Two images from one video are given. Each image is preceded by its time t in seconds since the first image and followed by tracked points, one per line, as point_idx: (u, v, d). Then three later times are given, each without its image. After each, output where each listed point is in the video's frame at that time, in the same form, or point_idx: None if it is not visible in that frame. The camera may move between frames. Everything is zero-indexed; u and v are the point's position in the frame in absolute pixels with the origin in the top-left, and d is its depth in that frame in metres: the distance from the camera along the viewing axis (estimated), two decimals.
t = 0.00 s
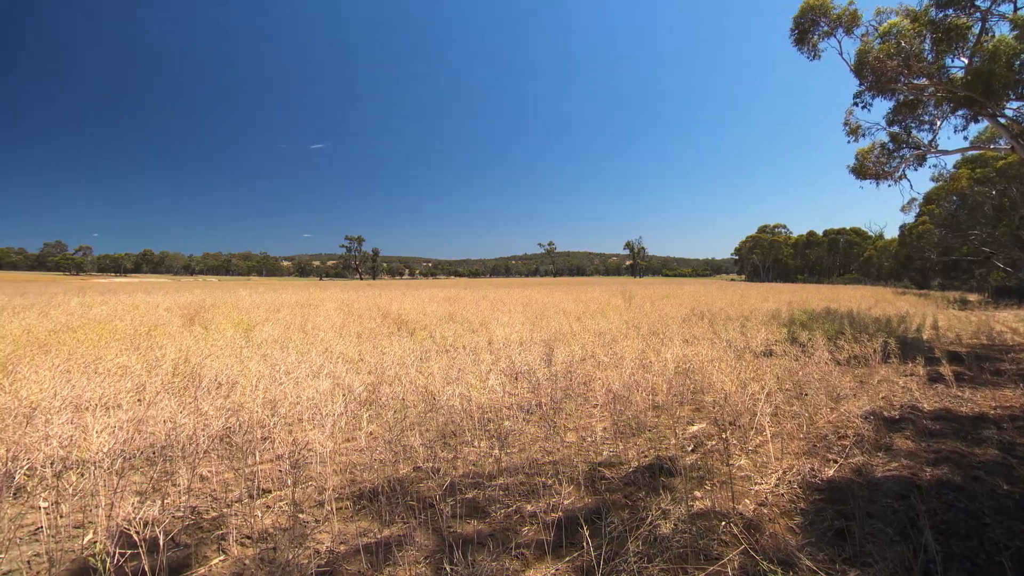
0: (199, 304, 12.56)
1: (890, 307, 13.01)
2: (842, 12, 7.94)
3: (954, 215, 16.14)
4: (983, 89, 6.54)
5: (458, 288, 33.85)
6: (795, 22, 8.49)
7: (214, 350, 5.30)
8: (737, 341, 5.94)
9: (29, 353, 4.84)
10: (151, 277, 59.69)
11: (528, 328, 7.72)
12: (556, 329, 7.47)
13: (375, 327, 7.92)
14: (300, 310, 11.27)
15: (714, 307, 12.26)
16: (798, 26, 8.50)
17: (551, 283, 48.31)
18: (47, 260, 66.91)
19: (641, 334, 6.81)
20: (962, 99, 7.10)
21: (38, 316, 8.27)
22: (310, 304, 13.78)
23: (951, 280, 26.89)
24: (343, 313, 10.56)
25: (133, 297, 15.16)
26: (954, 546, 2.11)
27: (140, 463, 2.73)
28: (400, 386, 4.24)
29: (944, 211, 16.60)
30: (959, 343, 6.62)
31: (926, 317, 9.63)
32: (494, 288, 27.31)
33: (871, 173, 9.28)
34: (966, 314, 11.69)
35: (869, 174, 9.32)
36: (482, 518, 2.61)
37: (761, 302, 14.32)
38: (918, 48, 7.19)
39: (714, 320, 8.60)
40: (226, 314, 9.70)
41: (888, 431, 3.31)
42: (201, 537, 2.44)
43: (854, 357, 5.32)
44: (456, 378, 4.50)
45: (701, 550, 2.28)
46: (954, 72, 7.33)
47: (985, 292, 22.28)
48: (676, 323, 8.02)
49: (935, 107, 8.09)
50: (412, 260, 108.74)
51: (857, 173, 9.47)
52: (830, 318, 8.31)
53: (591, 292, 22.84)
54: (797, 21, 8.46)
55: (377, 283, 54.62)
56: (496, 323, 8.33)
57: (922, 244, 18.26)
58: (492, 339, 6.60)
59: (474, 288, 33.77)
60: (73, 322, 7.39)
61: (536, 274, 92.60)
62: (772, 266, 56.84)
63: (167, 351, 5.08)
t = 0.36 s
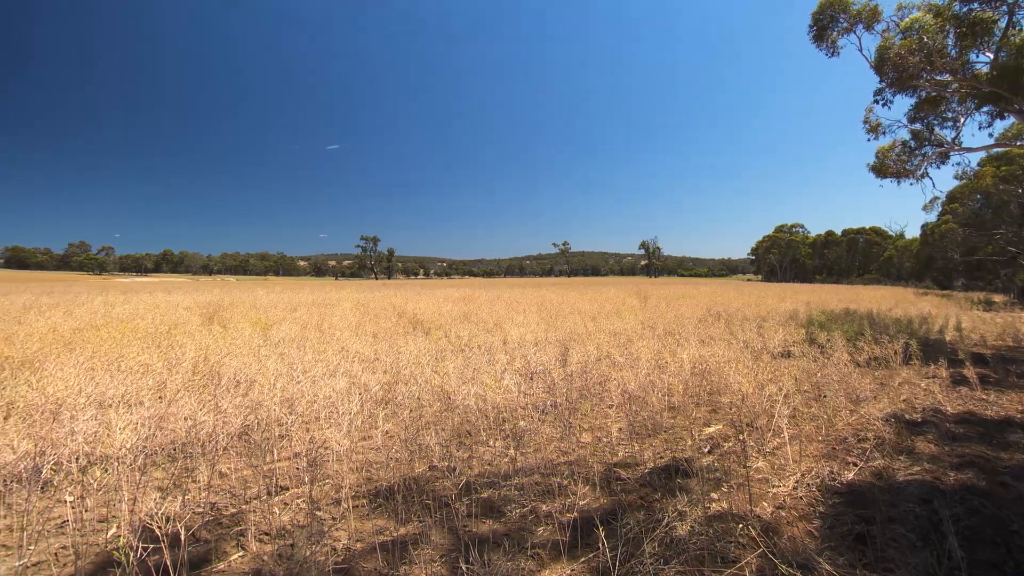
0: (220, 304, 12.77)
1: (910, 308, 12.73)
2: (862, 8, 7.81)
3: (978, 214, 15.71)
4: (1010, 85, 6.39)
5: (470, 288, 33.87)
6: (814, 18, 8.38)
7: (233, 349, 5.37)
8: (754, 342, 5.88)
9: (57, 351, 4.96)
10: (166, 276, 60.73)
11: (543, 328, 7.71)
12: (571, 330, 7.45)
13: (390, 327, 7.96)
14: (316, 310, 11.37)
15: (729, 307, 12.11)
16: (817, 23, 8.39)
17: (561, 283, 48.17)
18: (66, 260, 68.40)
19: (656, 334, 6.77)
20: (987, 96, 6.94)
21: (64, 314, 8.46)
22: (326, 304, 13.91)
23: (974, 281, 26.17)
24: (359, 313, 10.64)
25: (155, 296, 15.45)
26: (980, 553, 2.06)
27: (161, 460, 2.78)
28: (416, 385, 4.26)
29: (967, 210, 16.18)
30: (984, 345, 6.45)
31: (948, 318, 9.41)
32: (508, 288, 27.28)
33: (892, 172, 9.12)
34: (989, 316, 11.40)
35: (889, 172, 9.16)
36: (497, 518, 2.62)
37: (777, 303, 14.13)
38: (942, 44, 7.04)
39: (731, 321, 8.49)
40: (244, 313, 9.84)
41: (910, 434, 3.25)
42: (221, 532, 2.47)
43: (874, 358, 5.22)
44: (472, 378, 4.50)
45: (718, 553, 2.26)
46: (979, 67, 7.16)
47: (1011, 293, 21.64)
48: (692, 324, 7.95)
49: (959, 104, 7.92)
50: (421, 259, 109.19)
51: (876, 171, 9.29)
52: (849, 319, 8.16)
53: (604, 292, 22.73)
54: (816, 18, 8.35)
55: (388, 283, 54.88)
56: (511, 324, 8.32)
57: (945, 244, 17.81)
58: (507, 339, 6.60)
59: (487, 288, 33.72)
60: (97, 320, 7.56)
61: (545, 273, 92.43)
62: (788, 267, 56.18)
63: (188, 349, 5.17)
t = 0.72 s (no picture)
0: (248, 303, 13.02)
1: (935, 309, 12.40)
2: (887, 2, 7.65)
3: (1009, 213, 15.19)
4: None
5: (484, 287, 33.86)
6: (836, 14, 8.24)
7: (254, 347, 5.46)
8: (775, 343, 5.79)
9: (86, 348, 5.11)
10: (183, 275, 61.92)
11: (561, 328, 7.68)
12: (589, 330, 7.42)
13: (408, 326, 8.01)
14: (336, 309, 11.49)
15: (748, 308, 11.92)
16: (840, 19, 8.25)
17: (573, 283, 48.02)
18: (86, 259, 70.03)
19: (675, 335, 6.72)
20: (1020, 90, 6.74)
21: (94, 313, 8.68)
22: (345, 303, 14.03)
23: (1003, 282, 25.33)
24: (377, 312, 10.72)
25: (181, 296, 15.61)
26: (1012, 562, 2.00)
27: (186, 456, 2.84)
28: (434, 384, 4.27)
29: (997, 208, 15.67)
30: (1015, 348, 6.25)
31: (976, 320, 9.14)
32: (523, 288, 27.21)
33: (917, 170, 8.92)
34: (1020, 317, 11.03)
35: (915, 170, 8.96)
36: (515, 517, 2.62)
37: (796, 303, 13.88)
38: (971, 37, 6.86)
39: (751, 322, 8.36)
40: (265, 312, 9.99)
41: (937, 438, 3.17)
42: (244, 528, 2.51)
43: (899, 361, 5.10)
44: (489, 377, 4.50)
45: (739, 556, 2.23)
46: (1010, 61, 6.97)
47: None
48: (711, 324, 7.86)
49: (990, 99, 7.71)
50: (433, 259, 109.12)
51: (900, 169, 9.07)
52: (873, 320, 7.99)
53: (620, 292, 22.59)
54: (839, 13, 8.21)
55: (401, 283, 55.14)
56: (529, 323, 8.32)
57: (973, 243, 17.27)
58: (525, 339, 6.59)
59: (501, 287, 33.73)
60: (123, 319, 7.76)
61: (555, 273, 92.18)
62: (808, 267, 55.56)
63: (211, 347, 5.27)
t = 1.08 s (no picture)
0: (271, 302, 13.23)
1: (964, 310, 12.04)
2: None
3: None
4: None
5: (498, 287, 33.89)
6: (862, 9, 8.08)
7: (276, 346, 5.55)
8: (797, 344, 5.69)
9: (116, 345, 5.26)
10: (200, 275, 63.04)
11: (580, 328, 7.64)
12: (607, 330, 7.39)
13: (428, 326, 8.05)
14: (356, 308, 11.61)
15: (769, 308, 11.71)
16: (866, 13, 8.08)
17: (585, 283, 47.79)
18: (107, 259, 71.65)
19: (696, 335, 6.65)
20: None
21: (122, 312, 8.77)
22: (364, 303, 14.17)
23: None
24: (397, 312, 10.79)
25: (208, 296, 15.62)
26: None
27: (211, 452, 2.89)
28: (454, 384, 4.29)
29: None
30: None
31: (1008, 322, 8.85)
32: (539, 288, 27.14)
33: (947, 167, 8.71)
34: None
35: (944, 167, 8.76)
36: (535, 518, 2.61)
37: (818, 304, 13.59)
38: (1005, 30, 6.65)
39: (773, 323, 8.21)
40: (287, 311, 10.15)
41: (968, 444, 3.08)
42: (267, 523, 2.55)
43: (927, 363, 4.97)
44: (508, 377, 4.50)
45: (761, 560, 2.20)
46: None
47: None
48: (732, 325, 7.76)
49: None
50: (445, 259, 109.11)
51: (928, 166, 8.83)
52: (900, 322, 7.79)
53: (637, 293, 22.39)
54: (864, 8, 8.05)
55: (421, 282, 55.17)
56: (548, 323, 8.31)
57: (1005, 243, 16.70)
58: (544, 339, 6.58)
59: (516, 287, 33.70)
60: (151, 317, 7.96)
61: (565, 273, 91.88)
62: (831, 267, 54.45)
63: (235, 345, 5.37)
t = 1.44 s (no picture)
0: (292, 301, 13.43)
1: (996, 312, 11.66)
2: None
3: None
4: None
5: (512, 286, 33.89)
6: (888, 3, 7.91)
7: (298, 344, 5.63)
8: (820, 346, 5.60)
9: (144, 343, 5.41)
10: (216, 274, 64.08)
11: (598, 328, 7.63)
12: (626, 330, 7.36)
13: (447, 326, 8.09)
14: (376, 308, 11.73)
15: (791, 309, 11.51)
16: (892, 8, 7.91)
17: (597, 283, 47.57)
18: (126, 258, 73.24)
19: (715, 336, 6.59)
20: None
21: (149, 311, 8.94)
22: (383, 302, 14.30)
23: None
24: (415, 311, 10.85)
25: (231, 296, 15.57)
26: None
27: (234, 448, 2.95)
28: (473, 383, 4.31)
29: None
30: None
31: None
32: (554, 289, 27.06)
33: (977, 164, 8.48)
34: None
35: (974, 164, 8.53)
36: (554, 518, 2.61)
37: (839, 305, 13.29)
38: None
39: (795, 324, 8.07)
40: (308, 311, 10.29)
41: (1000, 449, 2.98)
42: (289, 519, 2.58)
43: (956, 366, 4.84)
44: (527, 377, 4.50)
45: (785, 565, 2.17)
46: None
47: None
48: (752, 325, 7.66)
49: None
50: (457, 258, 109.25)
51: (955, 163, 8.58)
52: (928, 323, 7.59)
53: (653, 293, 22.22)
54: (891, 2, 7.88)
55: (435, 282, 55.36)
56: (566, 323, 8.31)
57: None
58: (562, 339, 6.58)
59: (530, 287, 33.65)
60: (177, 315, 8.15)
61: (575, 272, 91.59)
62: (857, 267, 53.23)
63: (258, 344, 5.46)
